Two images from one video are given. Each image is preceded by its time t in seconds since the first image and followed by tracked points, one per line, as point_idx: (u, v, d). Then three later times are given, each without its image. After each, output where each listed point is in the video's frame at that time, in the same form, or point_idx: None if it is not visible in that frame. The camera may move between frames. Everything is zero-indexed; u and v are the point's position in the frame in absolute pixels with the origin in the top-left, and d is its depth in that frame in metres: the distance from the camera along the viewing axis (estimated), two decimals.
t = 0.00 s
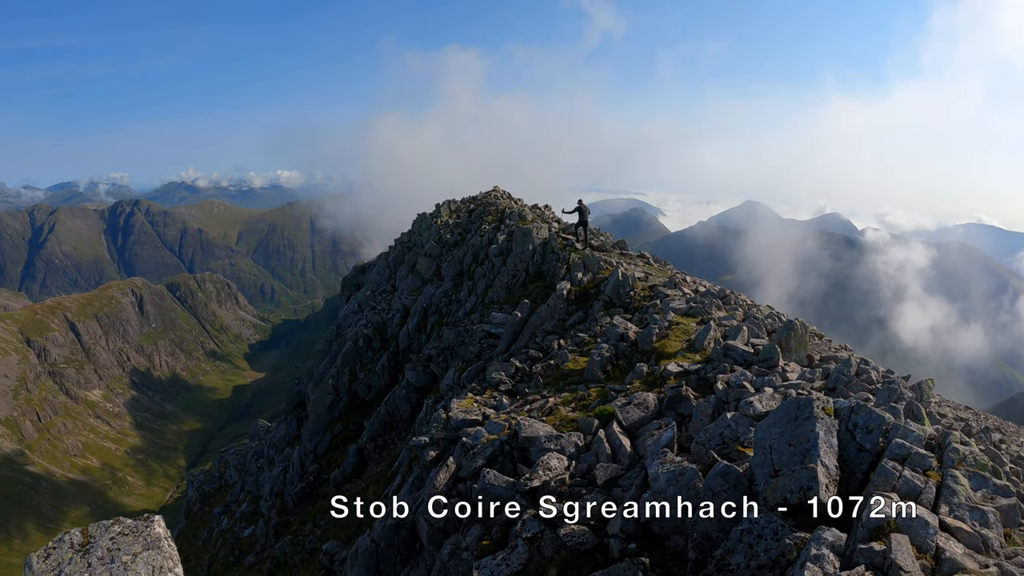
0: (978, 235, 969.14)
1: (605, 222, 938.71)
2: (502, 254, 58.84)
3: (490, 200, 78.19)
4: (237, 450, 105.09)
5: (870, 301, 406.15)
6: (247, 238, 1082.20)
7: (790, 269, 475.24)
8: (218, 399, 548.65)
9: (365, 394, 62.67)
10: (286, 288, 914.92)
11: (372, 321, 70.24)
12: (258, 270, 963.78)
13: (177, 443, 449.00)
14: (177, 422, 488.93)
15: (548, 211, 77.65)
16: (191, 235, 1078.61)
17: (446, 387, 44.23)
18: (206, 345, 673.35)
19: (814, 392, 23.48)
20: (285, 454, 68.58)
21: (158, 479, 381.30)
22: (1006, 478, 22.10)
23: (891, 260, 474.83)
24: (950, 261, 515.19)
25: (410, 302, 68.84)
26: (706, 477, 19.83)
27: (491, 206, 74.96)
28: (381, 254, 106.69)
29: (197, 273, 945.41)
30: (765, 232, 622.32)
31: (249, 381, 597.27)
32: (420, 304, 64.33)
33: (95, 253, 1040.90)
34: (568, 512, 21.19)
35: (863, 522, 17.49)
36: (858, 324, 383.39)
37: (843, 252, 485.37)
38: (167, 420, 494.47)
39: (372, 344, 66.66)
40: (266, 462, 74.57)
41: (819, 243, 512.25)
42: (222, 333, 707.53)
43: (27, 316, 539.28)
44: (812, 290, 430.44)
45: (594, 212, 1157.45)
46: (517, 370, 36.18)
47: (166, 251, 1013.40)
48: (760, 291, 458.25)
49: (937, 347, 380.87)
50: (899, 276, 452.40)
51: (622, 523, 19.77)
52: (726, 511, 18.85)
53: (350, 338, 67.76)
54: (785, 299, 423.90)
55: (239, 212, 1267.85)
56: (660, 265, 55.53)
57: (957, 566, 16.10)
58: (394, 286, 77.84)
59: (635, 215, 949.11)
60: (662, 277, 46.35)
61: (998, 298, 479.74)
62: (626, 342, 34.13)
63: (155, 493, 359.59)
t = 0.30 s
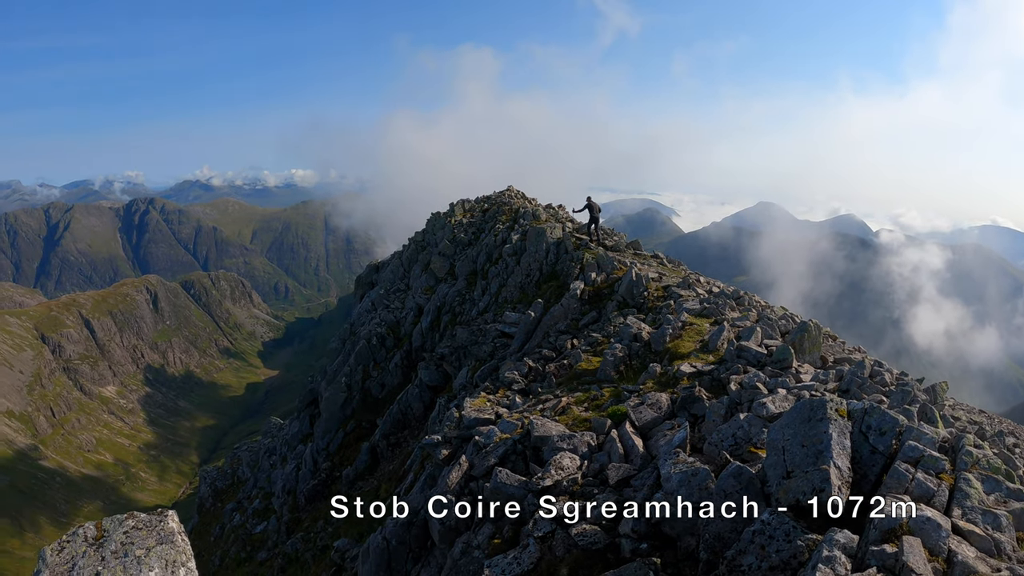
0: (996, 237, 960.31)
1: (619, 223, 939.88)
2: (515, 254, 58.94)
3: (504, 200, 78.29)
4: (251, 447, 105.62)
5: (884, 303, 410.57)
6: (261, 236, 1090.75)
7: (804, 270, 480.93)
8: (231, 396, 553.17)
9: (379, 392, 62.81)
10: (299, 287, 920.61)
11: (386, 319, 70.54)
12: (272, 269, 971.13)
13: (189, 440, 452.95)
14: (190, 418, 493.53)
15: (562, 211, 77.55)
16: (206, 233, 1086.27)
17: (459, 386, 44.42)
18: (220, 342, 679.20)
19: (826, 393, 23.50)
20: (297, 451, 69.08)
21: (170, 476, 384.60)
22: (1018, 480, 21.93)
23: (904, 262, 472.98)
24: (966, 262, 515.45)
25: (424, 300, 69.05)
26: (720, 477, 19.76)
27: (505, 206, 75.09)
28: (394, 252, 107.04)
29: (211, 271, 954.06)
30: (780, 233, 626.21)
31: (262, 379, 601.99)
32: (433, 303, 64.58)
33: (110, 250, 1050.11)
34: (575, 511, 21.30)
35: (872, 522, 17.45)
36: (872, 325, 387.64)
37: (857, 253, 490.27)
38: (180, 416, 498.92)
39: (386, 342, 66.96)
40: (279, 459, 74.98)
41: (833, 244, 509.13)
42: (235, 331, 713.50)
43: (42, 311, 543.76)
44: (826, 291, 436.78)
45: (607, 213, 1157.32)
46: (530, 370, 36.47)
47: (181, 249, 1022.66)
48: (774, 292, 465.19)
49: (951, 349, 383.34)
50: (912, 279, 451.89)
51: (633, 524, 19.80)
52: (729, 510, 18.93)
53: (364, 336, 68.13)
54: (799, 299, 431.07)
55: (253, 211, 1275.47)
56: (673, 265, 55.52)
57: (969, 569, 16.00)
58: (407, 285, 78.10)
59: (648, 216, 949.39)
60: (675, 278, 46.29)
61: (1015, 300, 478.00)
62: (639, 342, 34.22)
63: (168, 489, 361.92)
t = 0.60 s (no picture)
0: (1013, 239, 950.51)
1: (631, 223, 939.72)
2: (528, 254, 58.97)
3: (516, 199, 78.24)
4: (262, 444, 106.15)
5: (896, 306, 416.75)
6: (273, 235, 1098.16)
7: (816, 273, 488.85)
8: (243, 394, 556.86)
9: (390, 391, 63.12)
10: (311, 285, 925.40)
11: (398, 318, 70.84)
12: (284, 267, 976.79)
13: (201, 436, 455.86)
14: (202, 416, 496.98)
15: (574, 211, 77.43)
16: (219, 231, 1094.27)
17: (471, 385, 44.56)
18: (232, 340, 684.13)
19: (838, 395, 23.46)
20: (308, 449, 69.55)
21: (182, 471, 386.84)
22: None
23: (917, 264, 480.98)
24: (982, 264, 516.13)
25: (436, 299, 69.29)
26: (730, 478, 19.76)
27: (517, 205, 75.13)
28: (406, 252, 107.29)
29: (224, 269, 961.65)
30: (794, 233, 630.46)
31: (274, 377, 605.36)
32: (445, 302, 64.75)
33: (124, 248, 1057.67)
34: (582, 511, 21.43)
35: (878, 520, 17.53)
36: (884, 328, 394.30)
37: (869, 257, 497.11)
38: (191, 413, 502.72)
39: (398, 341, 67.16)
40: (290, 457, 75.50)
41: (846, 245, 527.10)
42: (248, 329, 718.57)
43: (56, 309, 546.45)
44: (838, 295, 444.81)
45: (619, 213, 1157.89)
46: (542, 369, 36.62)
47: (193, 247, 1031.14)
48: (786, 295, 473.67)
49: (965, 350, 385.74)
50: (924, 282, 454.83)
51: (644, 524, 19.78)
52: (727, 511, 19.03)
53: (376, 335, 68.35)
54: (811, 303, 439.26)
55: (266, 210, 1284.82)
56: (686, 265, 55.37)
57: (980, 569, 15.89)
58: (419, 284, 78.25)
59: (659, 216, 948.95)
60: (689, 278, 46.22)
61: None
62: (651, 343, 34.20)
63: (179, 486, 364.14)
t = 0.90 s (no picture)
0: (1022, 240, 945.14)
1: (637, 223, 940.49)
2: (533, 253, 59.04)
3: (522, 200, 78.29)
4: (267, 443, 106.38)
5: (902, 307, 418.37)
6: (279, 235, 1100.98)
7: (822, 273, 490.66)
8: (248, 393, 558.36)
9: (396, 391, 63.25)
10: (317, 285, 927.13)
11: (403, 318, 70.90)
12: (290, 267, 978.94)
13: (206, 436, 457.02)
14: (207, 415, 498.27)
15: (580, 211, 77.43)
16: (225, 231, 1097.84)
17: (476, 384, 44.63)
18: (237, 339, 686.08)
19: (843, 395, 23.47)
20: (313, 448, 69.71)
21: (187, 471, 387.63)
22: None
23: (923, 265, 480.72)
24: (989, 264, 515.58)
25: (441, 299, 69.36)
26: (736, 478, 19.74)
27: (523, 206, 75.14)
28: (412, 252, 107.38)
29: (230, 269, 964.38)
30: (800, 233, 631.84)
31: (279, 376, 606.81)
32: (451, 302, 64.77)
33: (130, 248, 1060.24)
34: (586, 511, 21.48)
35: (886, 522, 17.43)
36: (889, 329, 395.94)
37: (875, 257, 498.37)
38: (197, 412, 504.10)
39: (403, 341, 67.14)
40: (295, 456, 75.70)
41: (852, 245, 527.86)
42: (253, 328, 720.56)
43: (62, 308, 545.50)
44: (843, 295, 446.46)
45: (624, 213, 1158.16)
46: (548, 369, 36.68)
47: (199, 247, 1034.29)
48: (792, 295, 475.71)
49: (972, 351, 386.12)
50: (930, 283, 453.51)
51: (650, 525, 19.79)
52: (726, 511, 19.11)
53: (381, 335, 68.36)
54: (817, 303, 441.30)
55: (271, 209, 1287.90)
56: (692, 265, 55.33)
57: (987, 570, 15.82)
58: (425, 284, 78.34)
59: (665, 216, 948.64)
60: (694, 278, 46.24)
61: None
62: (656, 342, 34.22)
63: (184, 484, 364.79)
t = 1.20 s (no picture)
0: None
1: (643, 224, 940.29)
2: (539, 254, 59.14)
3: (528, 200, 78.28)
4: (272, 442, 106.72)
5: (908, 307, 417.86)
6: (285, 234, 1103.95)
7: (827, 272, 490.60)
8: (253, 392, 560.05)
9: (401, 390, 63.42)
10: (323, 285, 928.36)
11: (409, 317, 71.06)
12: (296, 266, 981.25)
13: (212, 434, 458.48)
14: (213, 414, 499.72)
15: (586, 211, 77.31)
16: (231, 231, 1101.42)
17: (482, 384, 44.73)
18: (243, 339, 688.19)
19: (850, 396, 23.43)
20: (319, 447, 69.86)
21: (192, 469, 388.60)
22: None
23: (929, 265, 479.82)
24: (995, 265, 514.31)
25: (448, 299, 69.43)
26: (742, 479, 19.70)
27: (529, 205, 75.18)
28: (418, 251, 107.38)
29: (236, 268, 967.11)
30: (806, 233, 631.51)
31: (285, 375, 608.40)
32: (457, 302, 64.79)
33: (137, 247, 1063.69)
34: (590, 511, 21.49)
35: (894, 523, 17.37)
36: (895, 329, 395.66)
37: (882, 257, 497.97)
38: (202, 411, 505.82)
39: (409, 341, 67.23)
40: (301, 455, 75.80)
41: (859, 245, 527.42)
42: (259, 327, 722.56)
43: (68, 307, 549.08)
44: (849, 295, 446.39)
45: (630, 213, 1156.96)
46: (553, 369, 36.76)
47: (206, 246, 1037.95)
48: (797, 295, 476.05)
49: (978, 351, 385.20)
50: (936, 284, 452.32)
51: (655, 524, 19.88)
52: (728, 511, 19.17)
53: (387, 334, 68.50)
54: (822, 303, 441.46)
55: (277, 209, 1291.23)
56: (697, 266, 55.32)
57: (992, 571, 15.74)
58: (431, 284, 78.39)
59: (671, 216, 947.62)
60: (699, 279, 46.20)
61: None
62: (663, 343, 34.18)
63: (190, 483, 365.87)
